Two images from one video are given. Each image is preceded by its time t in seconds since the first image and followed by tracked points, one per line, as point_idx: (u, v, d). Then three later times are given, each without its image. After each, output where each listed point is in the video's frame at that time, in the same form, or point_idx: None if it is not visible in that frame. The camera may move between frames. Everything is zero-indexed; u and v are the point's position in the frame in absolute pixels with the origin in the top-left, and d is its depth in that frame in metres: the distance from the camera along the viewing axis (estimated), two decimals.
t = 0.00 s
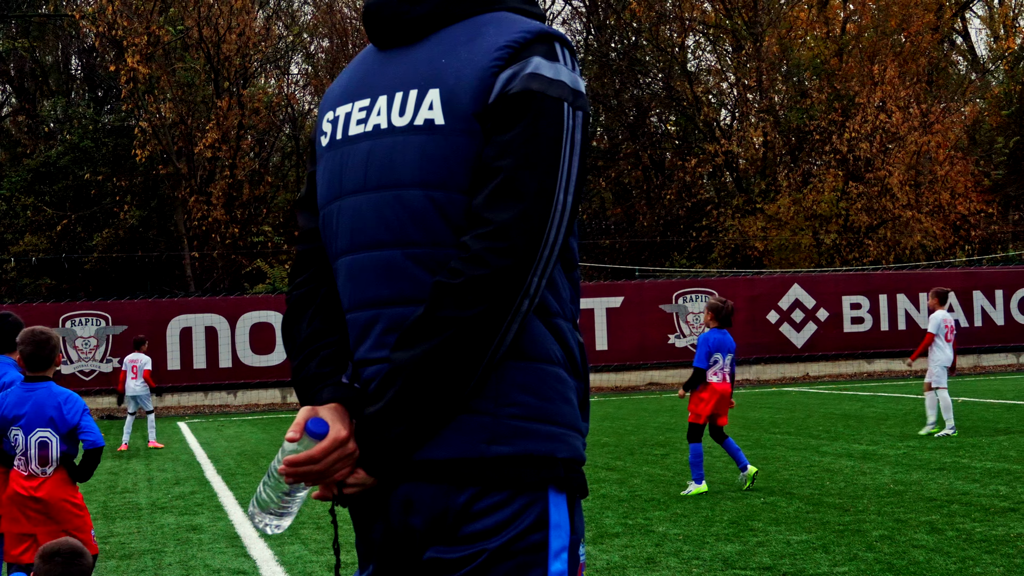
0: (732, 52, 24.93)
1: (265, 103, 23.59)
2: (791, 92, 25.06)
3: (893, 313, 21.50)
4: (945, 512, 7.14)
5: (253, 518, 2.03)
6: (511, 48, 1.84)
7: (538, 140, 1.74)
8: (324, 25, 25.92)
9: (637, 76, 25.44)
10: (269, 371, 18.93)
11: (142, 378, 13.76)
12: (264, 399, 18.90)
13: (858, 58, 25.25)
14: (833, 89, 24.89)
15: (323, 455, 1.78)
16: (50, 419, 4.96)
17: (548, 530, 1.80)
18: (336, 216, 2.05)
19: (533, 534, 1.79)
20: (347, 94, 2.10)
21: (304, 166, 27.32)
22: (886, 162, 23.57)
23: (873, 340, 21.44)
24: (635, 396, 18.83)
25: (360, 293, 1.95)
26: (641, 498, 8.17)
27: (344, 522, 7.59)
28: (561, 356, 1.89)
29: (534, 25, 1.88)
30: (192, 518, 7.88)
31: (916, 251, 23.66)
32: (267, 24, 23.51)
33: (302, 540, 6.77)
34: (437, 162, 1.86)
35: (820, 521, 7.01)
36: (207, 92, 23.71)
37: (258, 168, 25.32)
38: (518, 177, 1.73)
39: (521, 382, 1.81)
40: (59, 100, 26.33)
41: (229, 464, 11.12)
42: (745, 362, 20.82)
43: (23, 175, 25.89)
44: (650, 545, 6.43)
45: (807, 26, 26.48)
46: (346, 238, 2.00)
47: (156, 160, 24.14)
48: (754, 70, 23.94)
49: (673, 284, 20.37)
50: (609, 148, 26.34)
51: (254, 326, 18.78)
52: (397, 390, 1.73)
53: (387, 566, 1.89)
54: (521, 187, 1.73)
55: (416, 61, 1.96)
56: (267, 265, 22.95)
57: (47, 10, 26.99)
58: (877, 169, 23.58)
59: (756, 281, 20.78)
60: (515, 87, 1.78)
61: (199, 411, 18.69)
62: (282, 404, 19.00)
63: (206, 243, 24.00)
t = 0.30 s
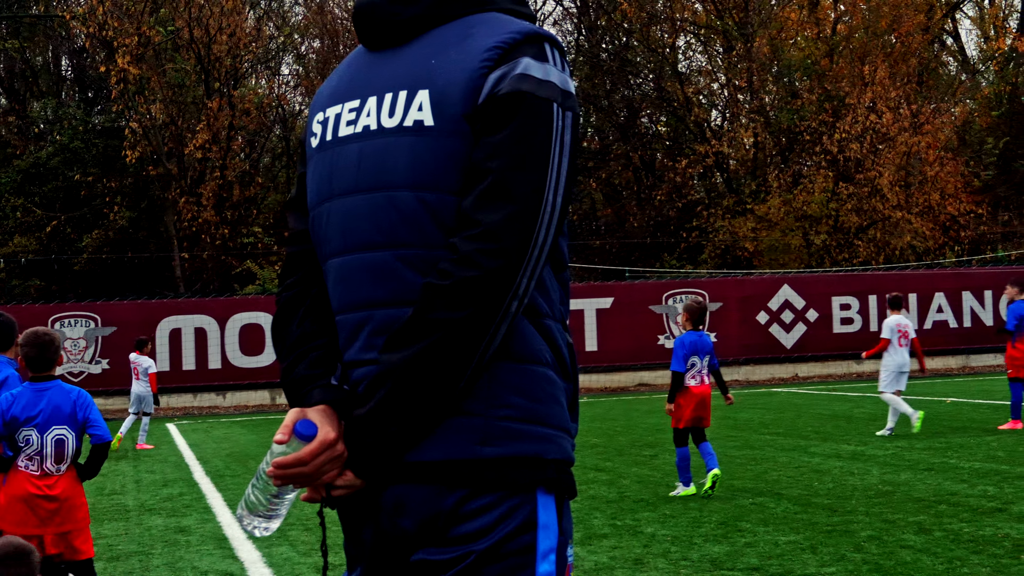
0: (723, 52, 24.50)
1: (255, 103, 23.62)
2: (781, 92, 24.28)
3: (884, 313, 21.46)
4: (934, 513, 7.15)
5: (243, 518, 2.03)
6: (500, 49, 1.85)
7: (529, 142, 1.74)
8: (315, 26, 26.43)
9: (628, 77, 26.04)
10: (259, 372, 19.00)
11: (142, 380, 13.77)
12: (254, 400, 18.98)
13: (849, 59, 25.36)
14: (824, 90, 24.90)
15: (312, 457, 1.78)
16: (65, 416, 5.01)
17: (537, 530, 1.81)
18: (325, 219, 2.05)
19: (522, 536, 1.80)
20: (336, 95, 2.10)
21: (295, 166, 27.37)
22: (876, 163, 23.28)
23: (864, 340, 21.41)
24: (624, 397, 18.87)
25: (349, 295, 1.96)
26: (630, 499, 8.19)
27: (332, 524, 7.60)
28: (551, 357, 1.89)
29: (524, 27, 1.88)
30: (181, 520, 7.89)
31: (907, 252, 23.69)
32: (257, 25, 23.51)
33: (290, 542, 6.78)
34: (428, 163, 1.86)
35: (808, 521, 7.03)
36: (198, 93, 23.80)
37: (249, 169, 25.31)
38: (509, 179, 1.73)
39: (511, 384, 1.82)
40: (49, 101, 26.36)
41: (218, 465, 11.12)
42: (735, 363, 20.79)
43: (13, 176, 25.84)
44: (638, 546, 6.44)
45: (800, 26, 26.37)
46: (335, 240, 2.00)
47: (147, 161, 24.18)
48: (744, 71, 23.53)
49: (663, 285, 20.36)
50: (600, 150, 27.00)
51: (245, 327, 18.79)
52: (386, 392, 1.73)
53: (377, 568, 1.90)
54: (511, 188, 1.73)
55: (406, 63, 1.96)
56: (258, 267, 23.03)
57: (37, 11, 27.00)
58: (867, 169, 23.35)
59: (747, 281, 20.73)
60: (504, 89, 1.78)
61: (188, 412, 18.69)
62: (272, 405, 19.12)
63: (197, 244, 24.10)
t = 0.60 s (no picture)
0: (683, 56, 24.92)
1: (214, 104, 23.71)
2: (740, 96, 25.15)
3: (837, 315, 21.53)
4: (884, 514, 7.22)
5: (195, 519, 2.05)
6: (460, 52, 1.84)
7: (487, 146, 1.74)
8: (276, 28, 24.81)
9: (588, 80, 25.44)
10: (212, 375, 19.07)
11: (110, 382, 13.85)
12: (208, 403, 19.10)
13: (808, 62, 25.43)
14: (783, 93, 25.31)
15: (263, 459, 1.80)
16: (40, 415, 4.98)
17: (488, 533, 1.82)
18: (283, 221, 2.06)
19: (473, 539, 1.81)
20: (297, 97, 2.11)
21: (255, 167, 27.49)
22: (834, 165, 24.44)
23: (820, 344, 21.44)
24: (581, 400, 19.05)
25: (306, 297, 1.97)
26: (582, 502, 8.27)
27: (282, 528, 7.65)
28: (503, 358, 1.89)
29: (489, 31, 1.88)
30: (130, 523, 7.90)
31: (858, 254, 24.95)
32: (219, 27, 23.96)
33: (241, 545, 6.81)
34: (385, 166, 1.86)
35: (759, 523, 7.09)
36: (157, 95, 23.76)
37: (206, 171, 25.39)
38: (468, 182, 1.72)
39: (466, 388, 1.83)
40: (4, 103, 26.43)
41: (168, 469, 11.13)
42: (689, 366, 20.87)
43: None
44: (589, 548, 6.54)
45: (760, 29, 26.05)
46: (294, 243, 2.01)
47: (104, 163, 24.31)
48: (705, 74, 24.51)
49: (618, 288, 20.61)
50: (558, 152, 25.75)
51: (199, 328, 18.89)
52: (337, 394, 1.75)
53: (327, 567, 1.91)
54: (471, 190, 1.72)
55: (367, 65, 1.96)
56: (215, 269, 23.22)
57: None
58: (825, 172, 24.47)
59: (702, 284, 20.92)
60: (464, 91, 1.78)
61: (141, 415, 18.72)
62: (224, 408, 19.27)
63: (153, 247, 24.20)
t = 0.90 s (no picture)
0: (610, 60, 24.95)
1: (140, 108, 23.08)
2: (668, 101, 24.77)
3: (768, 318, 21.83)
4: (818, 515, 7.32)
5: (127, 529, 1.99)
6: (387, 55, 1.82)
7: (415, 150, 1.72)
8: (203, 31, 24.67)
9: (516, 83, 25.79)
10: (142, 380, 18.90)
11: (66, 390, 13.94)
12: (138, 407, 18.86)
13: (734, 68, 25.29)
14: (709, 97, 25.03)
15: (197, 464, 1.73)
16: None
17: (424, 537, 1.81)
18: (209, 225, 2.02)
19: (409, 543, 1.79)
20: (221, 100, 2.07)
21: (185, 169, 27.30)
22: (761, 170, 23.96)
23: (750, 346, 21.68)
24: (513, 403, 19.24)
25: (234, 300, 1.94)
26: (519, 504, 8.31)
27: (219, 532, 7.57)
28: (437, 361, 1.88)
29: (415, 33, 1.86)
30: (64, 528, 7.77)
31: (790, 258, 24.20)
32: (145, 28, 23.32)
33: (176, 549, 6.73)
34: (314, 168, 1.84)
35: (695, 525, 7.16)
36: (81, 96, 23.59)
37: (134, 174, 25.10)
38: (395, 186, 1.71)
39: (398, 391, 1.81)
40: None
41: (101, 473, 10.98)
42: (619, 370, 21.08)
43: None
44: (526, 551, 6.59)
45: (686, 34, 26.72)
46: (222, 247, 1.97)
47: (29, 164, 24.03)
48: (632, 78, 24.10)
49: (550, 291, 20.81)
50: (487, 155, 26.38)
51: (129, 332, 18.74)
52: (270, 400, 1.71)
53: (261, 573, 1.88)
54: (399, 194, 1.71)
55: (292, 68, 1.93)
56: (143, 271, 23.14)
57: None
58: (752, 177, 23.98)
59: (633, 288, 21.09)
60: (393, 94, 1.76)
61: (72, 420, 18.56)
62: (156, 412, 18.99)
63: (80, 249, 23.89)
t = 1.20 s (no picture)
0: (595, 59, 25.05)
1: (126, 107, 23.14)
2: (654, 100, 24.96)
3: (754, 318, 21.92)
4: (805, 515, 7.34)
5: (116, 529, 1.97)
6: (375, 55, 1.82)
7: (400, 149, 1.72)
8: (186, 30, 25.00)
9: (501, 83, 25.74)
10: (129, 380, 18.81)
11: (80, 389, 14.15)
12: (126, 407, 18.77)
13: (720, 68, 25.52)
14: (695, 97, 25.29)
15: (184, 463, 1.72)
16: None
17: (413, 537, 1.79)
18: (195, 223, 2.00)
19: (397, 542, 1.77)
20: (207, 99, 2.06)
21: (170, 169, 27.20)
22: (748, 169, 24.02)
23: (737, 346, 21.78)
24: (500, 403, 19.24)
25: (220, 300, 1.92)
26: (507, 504, 8.30)
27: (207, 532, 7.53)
28: (425, 361, 1.87)
29: (404, 33, 1.85)
30: (51, 528, 7.72)
31: (777, 257, 24.31)
32: (129, 28, 23.26)
33: (163, 549, 6.69)
34: (301, 167, 1.83)
35: (682, 525, 7.17)
36: (66, 96, 23.56)
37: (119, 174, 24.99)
38: (382, 185, 1.70)
39: (385, 390, 1.80)
40: None
41: (89, 473, 10.92)
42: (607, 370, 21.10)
43: None
44: (515, 550, 6.59)
45: (671, 34, 26.66)
46: (208, 245, 1.95)
47: (14, 164, 23.92)
48: (618, 78, 24.16)
49: (537, 290, 20.84)
50: (474, 155, 26.35)
51: (116, 332, 18.65)
52: (257, 400, 1.69)
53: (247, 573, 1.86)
54: (387, 193, 1.70)
55: (279, 67, 1.92)
56: (130, 272, 23.08)
57: None
58: (738, 176, 23.97)
59: (620, 287, 21.12)
60: (379, 93, 1.76)
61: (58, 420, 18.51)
62: (144, 412, 18.91)
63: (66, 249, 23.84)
